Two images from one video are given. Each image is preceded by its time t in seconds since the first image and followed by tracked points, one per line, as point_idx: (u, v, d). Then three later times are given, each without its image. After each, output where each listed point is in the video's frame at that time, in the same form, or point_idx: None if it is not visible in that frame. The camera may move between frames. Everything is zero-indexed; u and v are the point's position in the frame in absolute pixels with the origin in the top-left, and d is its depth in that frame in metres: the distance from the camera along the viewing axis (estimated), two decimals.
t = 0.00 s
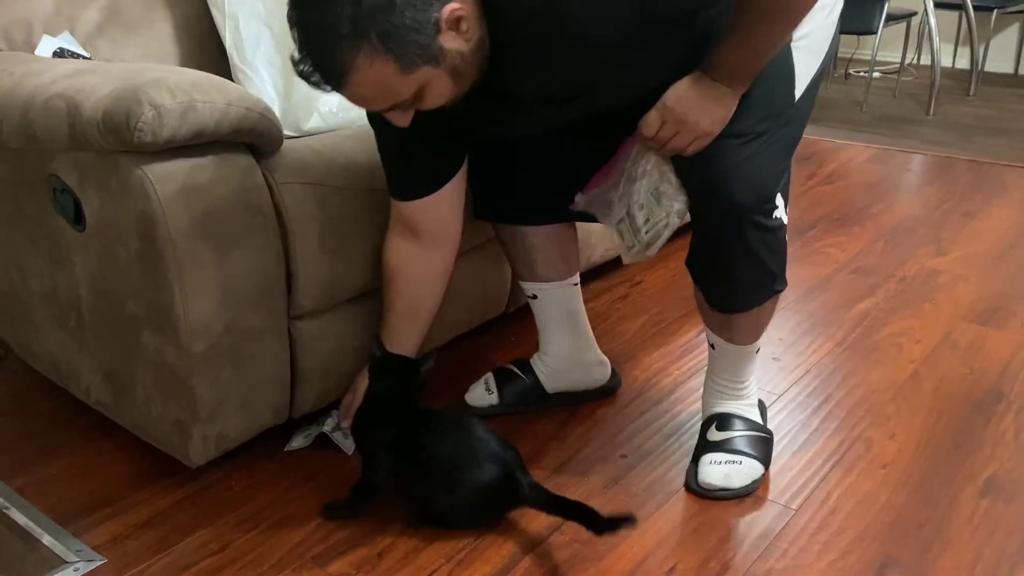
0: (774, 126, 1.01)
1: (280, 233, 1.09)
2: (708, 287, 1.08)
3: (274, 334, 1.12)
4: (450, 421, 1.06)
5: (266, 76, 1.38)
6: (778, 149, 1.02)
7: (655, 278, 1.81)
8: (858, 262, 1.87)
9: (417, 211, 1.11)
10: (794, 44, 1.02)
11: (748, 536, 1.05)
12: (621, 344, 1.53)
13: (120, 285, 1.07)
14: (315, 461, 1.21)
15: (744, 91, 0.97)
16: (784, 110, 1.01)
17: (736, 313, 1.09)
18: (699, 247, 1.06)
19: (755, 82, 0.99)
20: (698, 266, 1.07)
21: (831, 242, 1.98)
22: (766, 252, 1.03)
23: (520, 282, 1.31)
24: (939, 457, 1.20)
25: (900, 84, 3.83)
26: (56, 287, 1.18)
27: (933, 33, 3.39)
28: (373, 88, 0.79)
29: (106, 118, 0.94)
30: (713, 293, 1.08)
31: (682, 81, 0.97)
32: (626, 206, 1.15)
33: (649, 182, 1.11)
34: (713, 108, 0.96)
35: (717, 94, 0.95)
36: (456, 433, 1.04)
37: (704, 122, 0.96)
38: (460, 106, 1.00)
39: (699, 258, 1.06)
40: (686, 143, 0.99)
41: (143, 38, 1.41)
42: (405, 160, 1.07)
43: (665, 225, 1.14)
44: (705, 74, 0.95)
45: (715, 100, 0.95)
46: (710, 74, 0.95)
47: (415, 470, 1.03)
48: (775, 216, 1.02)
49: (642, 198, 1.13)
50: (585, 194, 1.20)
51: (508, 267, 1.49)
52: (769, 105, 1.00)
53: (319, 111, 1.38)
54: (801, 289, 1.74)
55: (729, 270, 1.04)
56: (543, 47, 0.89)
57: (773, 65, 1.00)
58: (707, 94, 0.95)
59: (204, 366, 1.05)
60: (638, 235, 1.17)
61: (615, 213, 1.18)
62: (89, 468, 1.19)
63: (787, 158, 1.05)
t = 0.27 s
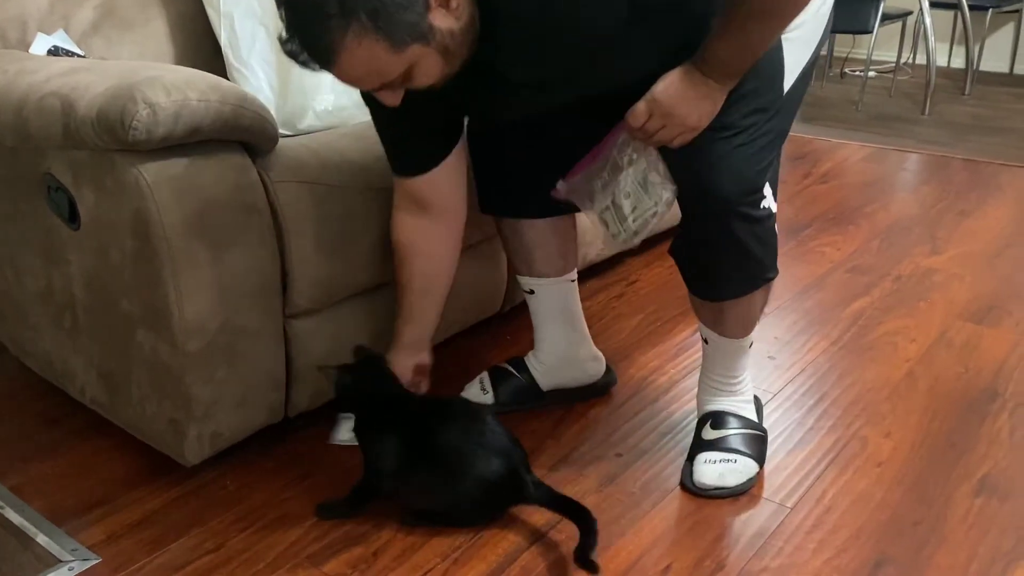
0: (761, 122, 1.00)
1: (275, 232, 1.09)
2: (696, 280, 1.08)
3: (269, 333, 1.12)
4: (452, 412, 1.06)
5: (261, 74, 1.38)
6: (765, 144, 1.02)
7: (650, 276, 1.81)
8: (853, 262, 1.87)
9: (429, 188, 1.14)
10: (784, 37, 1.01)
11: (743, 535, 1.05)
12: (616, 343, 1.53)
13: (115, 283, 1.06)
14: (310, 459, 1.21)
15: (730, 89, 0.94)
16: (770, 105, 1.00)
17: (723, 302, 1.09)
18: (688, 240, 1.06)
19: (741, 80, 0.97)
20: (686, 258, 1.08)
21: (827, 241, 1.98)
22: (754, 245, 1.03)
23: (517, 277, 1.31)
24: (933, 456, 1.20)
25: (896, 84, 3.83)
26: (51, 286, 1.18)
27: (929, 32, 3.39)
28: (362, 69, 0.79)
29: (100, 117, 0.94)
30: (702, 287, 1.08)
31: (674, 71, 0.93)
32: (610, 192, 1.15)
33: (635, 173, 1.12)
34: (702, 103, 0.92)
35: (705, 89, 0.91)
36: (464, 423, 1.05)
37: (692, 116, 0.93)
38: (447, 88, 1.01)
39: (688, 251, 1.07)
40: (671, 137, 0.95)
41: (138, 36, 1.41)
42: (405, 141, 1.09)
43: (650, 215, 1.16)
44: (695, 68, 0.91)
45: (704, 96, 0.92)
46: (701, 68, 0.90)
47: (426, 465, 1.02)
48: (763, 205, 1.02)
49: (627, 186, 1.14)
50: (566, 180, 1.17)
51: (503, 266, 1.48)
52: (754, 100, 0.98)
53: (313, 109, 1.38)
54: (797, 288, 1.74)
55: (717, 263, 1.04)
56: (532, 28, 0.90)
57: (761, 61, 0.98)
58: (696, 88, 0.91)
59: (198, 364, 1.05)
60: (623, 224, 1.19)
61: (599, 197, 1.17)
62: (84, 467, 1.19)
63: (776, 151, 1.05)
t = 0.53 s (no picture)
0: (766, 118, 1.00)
1: (270, 235, 1.09)
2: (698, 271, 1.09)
3: (265, 335, 1.12)
4: (451, 400, 1.07)
5: (256, 77, 1.38)
6: (768, 138, 1.01)
7: (646, 279, 1.82)
8: (848, 264, 1.87)
9: (448, 101, 1.06)
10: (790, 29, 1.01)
11: (739, 537, 1.05)
12: (612, 345, 1.53)
13: (110, 286, 1.06)
14: (305, 462, 1.20)
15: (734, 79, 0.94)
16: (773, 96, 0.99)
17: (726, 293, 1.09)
18: (692, 233, 1.07)
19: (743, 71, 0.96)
20: (690, 251, 1.08)
21: (822, 244, 1.99)
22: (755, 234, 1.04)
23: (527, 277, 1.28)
24: (928, 458, 1.20)
25: (890, 86, 3.85)
26: (46, 288, 1.17)
27: (924, 35, 3.40)
28: None
29: (95, 119, 0.94)
30: (703, 277, 1.08)
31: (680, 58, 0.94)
32: (612, 171, 1.13)
33: (640, 155, 1.11)
34: (706, 90, 0.93)
35: (710, 77, 0.92)
36: (466, 412, 1.05)
37: (695, 105, 0.93)
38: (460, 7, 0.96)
39: (692, 244, 1.07)
40: (676, 124, 0.96)
41: (134, 39, 1.41)
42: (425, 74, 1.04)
43: (654, 197, 1.12)
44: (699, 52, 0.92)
45: (708, 83, 0.92)
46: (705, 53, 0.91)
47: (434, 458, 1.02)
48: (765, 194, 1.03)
49: (629, 168, 1.12)
50: (568, 159, 1.16)
51: (499, 268, 1.49)
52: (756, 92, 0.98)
53: (309, 112, 1.38)
54: (792, 290, 1.75)
55: (717, 251, 1.05)
56: None
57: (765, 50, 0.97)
58: (700, 75, 0.92)
59: (194, 366, 1.05)
60: (625, 203, 1.14)
61: (599, 171, 1.14)
62: (79, 470, 1.18)
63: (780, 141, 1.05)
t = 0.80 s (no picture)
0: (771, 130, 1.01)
1: (266, 252, 1.10)
2: (699, 282, 1.10)
3: (259, 350, 1.12)
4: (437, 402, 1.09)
5: (253, 93, 1.39)
6: (775, 151, 1.03)
7: (638, 294, 1.83)
8: (839, 280, 1.88)
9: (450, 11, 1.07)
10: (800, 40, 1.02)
11: (731, 553, 1.06)
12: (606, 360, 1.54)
13: (106, 301, 1.07)
14: (299, 478, 1.20)
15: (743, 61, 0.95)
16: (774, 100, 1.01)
17: (732, 303, 1.10)
18: (693, 243, 1.08)
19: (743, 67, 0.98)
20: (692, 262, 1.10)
21: (813, 260, 2.00)
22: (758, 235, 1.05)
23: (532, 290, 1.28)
24: (918, 474, 1.21)
25: (881, 104, 3.88)
26: (41, 303, 1.18)
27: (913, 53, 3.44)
28: None
29: (92, 135, 0.94)
30: (705, 286, 1.10)
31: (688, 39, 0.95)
32: (619, 158, 1.03)
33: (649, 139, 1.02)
34: (717, 71, 0.93)
35: (721, 60, 0.93)
36: (451, 414, 1.08)
37: (708, 84, 0.93)
38: None
39: (694, 254, 1.09)
40: (687, 104, 0.95)
41: (130, 55, 1.41)
42: None
43: (660, 181, 1.02)
44: (711, 31, 0.93)
45: (721, 61, 0.93)
46: (719, 30, 0.92)
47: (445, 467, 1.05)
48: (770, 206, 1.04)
49: (636, 150, 1.02)
50: (575, 149, 1.06)
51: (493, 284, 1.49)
52: (759, 91, 0.99)
53: (305, 128, 1.39)
54: (783, 306, 1.76)
55: (718, 262, 1.07)
56: None
57: (766, 48, 0.98)
58: (713, 55, 0.93)
59: (188, 382, 1.05)
60: (631, 190, 1.03)
61: (606, 160, 1.04)
62: (71, 485, 1.18)
63: (790, 156, 1.05)
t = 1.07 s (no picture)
0: (783, 160, 1.01)
1: (257, 282, 1.10)
2: (698, 309, 1.10)
3: (249, 381, 1.11)
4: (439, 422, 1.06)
5: (246, 122, 1.39)
6: (785, 181, 1.02)
7: (631, 323, 1.83)
8: (831, 310, 1.89)
9: None
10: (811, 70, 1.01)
11: None
12: (598, 389, 1.54)
13: (95, 331, 1.06)
14: (288, 508, 1.20)
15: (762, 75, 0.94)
16: (783, 131, 1.00)
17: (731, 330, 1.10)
18: (693, 269, 1.08)
19: (758, 91, 0.97)
20: (692, 289, 1.10)
21: (805, 290, 2.01)
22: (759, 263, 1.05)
23: (530, 318, 1.25)
24: (911, 506, 1.21)
25: (871, 135, 3.92)
26: (30, 333, 1.17)
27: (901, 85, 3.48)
28: None
29: (85, 165, 0.94)
30: (704, 313, 1.09)
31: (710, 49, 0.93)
32: (644, 160, 0.98)
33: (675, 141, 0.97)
34: (738, 80, 0.91)
35: (743, 70, 0.91)
36: (470, 434, 1.05)
37: (728, 93, 0.91)
38: None
39: (694, 281, 1.09)
40: (708, 112, 0.93)
41: (123, 85, 1.42)
42: None
43: (684, 185, 0.97)
44: (735, 41, 0.91)
45: (742, 71, 0.91)
46: (743, 40, 0.91)
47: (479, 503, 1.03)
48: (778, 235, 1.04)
49: (662, 153, 0.97)
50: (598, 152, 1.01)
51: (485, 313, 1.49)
52: (767, 115, 0.99)
53: (298, 158, 1.40)
54: (775, 336, 1.76)
55: (719, 288, 1.07)
56: None
57: (780, 71, 0.98)
58: (734, 65, 0.91)
59: (177, 413, 1.04)
60: (656, 193, 0.98)
61: (631, 164, 0.99)
62: (58, 516, 1.17)
63: (798, 187, 1.05)
